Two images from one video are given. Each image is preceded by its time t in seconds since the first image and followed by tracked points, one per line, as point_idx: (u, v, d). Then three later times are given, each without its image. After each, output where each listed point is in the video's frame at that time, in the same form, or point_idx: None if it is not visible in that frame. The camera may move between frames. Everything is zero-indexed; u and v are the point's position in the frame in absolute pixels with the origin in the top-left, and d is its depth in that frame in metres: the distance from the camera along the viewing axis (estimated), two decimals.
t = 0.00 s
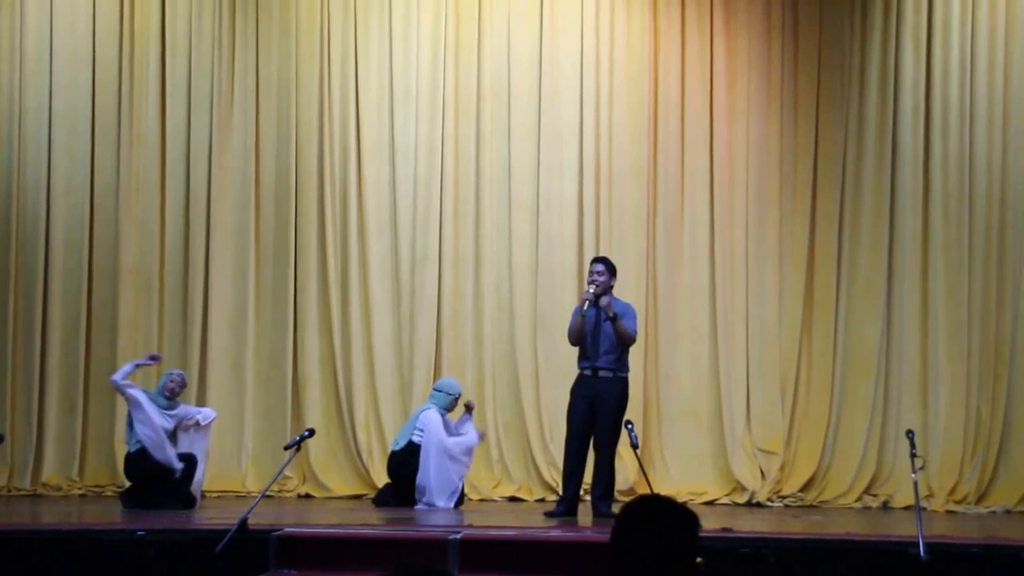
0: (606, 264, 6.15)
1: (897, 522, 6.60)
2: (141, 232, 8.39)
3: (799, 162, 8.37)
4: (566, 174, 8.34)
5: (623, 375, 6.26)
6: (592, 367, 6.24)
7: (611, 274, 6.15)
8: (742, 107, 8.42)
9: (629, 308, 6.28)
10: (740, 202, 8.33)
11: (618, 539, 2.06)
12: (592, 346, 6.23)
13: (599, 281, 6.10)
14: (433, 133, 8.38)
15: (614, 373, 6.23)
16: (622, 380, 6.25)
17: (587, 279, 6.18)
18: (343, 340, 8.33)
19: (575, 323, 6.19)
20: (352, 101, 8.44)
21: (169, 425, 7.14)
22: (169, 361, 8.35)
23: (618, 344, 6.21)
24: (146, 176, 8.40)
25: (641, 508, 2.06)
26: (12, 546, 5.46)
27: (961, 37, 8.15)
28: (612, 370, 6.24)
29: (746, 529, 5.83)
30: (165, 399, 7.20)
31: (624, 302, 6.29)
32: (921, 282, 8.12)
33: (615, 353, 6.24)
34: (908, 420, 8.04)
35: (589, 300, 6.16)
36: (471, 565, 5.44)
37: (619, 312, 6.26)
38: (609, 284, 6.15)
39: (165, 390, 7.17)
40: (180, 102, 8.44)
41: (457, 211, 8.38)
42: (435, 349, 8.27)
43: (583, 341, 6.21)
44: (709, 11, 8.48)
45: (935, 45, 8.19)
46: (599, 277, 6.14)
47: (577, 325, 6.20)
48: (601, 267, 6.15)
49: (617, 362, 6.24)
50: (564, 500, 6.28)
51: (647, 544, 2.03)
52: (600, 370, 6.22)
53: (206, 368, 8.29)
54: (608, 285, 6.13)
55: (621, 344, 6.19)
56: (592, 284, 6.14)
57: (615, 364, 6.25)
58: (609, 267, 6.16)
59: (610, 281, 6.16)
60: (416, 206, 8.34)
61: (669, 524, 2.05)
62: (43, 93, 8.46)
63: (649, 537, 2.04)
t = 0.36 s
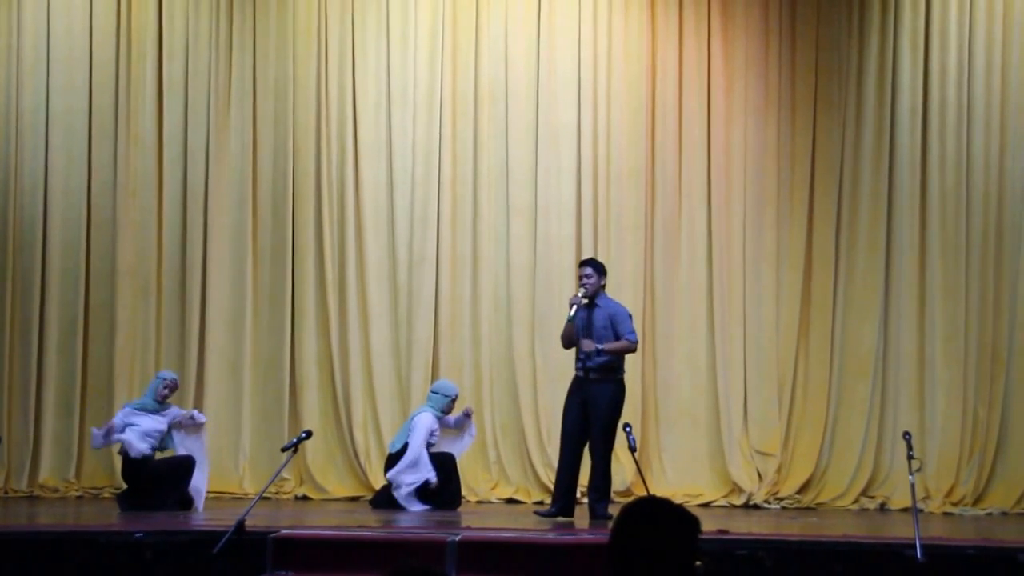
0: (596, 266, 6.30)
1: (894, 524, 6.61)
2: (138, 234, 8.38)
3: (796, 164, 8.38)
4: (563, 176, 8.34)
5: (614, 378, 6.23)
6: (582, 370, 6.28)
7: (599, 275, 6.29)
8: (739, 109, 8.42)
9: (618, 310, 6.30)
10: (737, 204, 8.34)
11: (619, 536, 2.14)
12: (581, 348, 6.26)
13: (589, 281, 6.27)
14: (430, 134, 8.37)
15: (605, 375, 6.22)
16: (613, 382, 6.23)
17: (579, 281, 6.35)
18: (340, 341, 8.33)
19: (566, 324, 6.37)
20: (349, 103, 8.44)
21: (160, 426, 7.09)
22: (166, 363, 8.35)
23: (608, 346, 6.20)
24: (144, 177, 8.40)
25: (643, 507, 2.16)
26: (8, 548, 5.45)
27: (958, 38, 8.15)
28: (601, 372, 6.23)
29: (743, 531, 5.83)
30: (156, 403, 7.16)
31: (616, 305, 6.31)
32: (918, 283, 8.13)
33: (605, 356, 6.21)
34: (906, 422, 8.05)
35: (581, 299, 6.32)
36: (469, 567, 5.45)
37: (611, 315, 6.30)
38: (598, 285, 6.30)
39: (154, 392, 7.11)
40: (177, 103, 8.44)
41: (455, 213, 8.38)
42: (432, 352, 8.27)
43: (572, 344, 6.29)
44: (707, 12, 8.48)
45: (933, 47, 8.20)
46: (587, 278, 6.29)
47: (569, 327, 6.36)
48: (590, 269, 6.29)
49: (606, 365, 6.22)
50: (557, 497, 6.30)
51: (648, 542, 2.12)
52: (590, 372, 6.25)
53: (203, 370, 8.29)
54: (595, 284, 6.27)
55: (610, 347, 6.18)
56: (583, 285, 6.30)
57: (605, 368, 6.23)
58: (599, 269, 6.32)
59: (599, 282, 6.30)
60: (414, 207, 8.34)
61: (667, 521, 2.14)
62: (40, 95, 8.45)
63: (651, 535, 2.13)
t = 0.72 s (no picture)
0: (576, 267, 6.34)
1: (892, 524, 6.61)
2: (136, 235, 8.38)
3: (794, 165, 8.38)
4: (561, 177, 8.33)
5: (601, 378, 6.22)
6: (569, 372, 6.27)
7: (581, 276, 6.32)
8: (737, 110, 8.43)
9: (602, 309, 6.34)
10: (734, 205, 8.34)
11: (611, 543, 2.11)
12: (568, 351, 6.25)
13: (571, 282, 6.29)
14: (428, 135, 8.37)
15: (594, 374, 6.22)
16: (598, 382, 6.21)
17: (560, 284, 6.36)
18: (337, 342, 8.32)
19: (550, 327, 6.42)
20: (347, 104, 8.44)
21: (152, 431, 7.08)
22: (163, 364, 8.34)
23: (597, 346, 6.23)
24: (141, 178, 8.39)
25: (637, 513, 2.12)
26: (5, 548, 5.46)
27: (955, 39, 8.16)
28: (588, 373, 6.23)
29: (741, 532, 5.84)
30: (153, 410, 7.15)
31: (599, 304, 6.35)
32: (916, 284, 8.13)
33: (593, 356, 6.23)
34: (903, 422, 8.05)
35: (564, 301, 6.34)
36: (466, 567, 5.45)
37: (594, 315, 6.33)
38: (580, 286, 6.33)
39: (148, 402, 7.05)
40: (175, 104, 8.43)
41: (453, 214, 8.38)
42: (430, 353, 8.27)
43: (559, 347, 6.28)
44: (705, 13, 8.49)
45: (930, 49, 8.21)
46: (569, 280, 6.31)
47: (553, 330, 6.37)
48: (571, 271, 6.33)
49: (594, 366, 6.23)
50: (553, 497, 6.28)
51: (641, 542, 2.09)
52: (577, 373, 6.24)
53: (200, 371, 8.28)
54: (578, 285, 6.30)
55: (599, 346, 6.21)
56: (565, 286, 6.31)
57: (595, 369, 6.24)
58: (579, 270, 6.35)
59: (581, 283, 6.33)
60: (411, 208, 8.34)
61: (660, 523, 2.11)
62: (38, 96, 8.44)
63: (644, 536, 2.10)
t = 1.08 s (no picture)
0: (555, 269, 6.31)
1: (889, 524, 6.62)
2: (133, 234, 8.37)
3: (791, 165, 8.37)
4: (558, 177, 8.33)
5: (579, 377, 6.23)
6: (548, 372, 6.27)
7: (560, 277, 6.30)
8: (735, 110, 8.43)
9: (582, 311, 6.34)
10: (732, 204, 8.34)
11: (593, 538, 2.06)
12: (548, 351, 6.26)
13: (551, 284, 6.26)
14: (426, 135, 8.37)
15: (573, 374, 6.23)
16: (577, 381, 6.22)
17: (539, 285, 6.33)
18: (335, 342, 8.32)
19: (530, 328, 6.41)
20: (345, 104, 8.43)
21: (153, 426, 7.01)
22: (161, 364, 8.33)
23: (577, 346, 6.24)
24: (139, 177, 8.39)
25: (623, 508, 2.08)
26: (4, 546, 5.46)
27: (953, 41, 8.18)
28: (568, 373, 6.23)
29: (738, 532, 5.84)
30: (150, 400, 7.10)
31: (579, 305, 6.35)
32: (913, 284, 8.15)
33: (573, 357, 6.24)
34: (900, 422, 8.06)
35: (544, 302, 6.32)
36: (464, 567, 5.46)
37: (574, 317, 6.32)
38: (560, 288, 6.31)
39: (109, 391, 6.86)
40: (172, 104, 8.42)
41: (450, 213, 8.37)
42: (428, 352, 8.27)
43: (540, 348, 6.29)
44: (703, 13, 8.49)
45: (927, 50, 8.22)
46: (549, 282, 6.27)
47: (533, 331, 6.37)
48: (551, 272, 6.30)
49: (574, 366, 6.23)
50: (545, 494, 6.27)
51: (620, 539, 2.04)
52: (556, 372, 6.25)
53: (198, 370, 8.28)
54: (558, 287, 6.27)
55: (579, 347, 6.23)
56: (545, 288, 6.28)
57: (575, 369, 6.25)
58: (559, 271, 6.33)
59: (560, 285, 6.30)
60: (409, 208, 8.34)
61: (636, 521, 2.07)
62: (35, 95, 8.43)
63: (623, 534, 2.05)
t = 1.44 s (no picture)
0: (539, 268, 6.38)
1: (887, 522, 6.63)
2: (131, 233, 8.36)
3: (789, 164, 8.37)
4: (556, 174, 8.33)
5: (562, 374, 6.29)
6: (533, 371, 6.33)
7: (544, 276, 6.36)
8: (733, 108, 8.43)
9: (564, 310, 6.40)
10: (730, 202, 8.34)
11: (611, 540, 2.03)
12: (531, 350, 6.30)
13: (535, 283, 6.32)
14: (424, 134, 8.37)
15: (556, 372, 6.29)
16: (560, 379, 6.28)
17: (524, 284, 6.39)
18: (333, 340, 8.32)
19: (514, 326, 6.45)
20: (343, 102, 8.43)
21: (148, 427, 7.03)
22: (158, 362, 8.33)
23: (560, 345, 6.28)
24: (136, 176, 8.38)
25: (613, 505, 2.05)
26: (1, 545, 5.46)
27: (950, 39, 8.19)
28: (552, 371, 6.29)
29: (736, 530, 5.85)
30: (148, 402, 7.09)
31: (562, 304, 6.41)
32: (911, 282, 8.15)
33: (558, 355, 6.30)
34: (898, 420, 8.07)
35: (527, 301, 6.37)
36: (462, 566, 5.46)
37: (557, 316, 6.38)
38: (543, 286, 6.38)
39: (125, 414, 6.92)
40: (170, 102, 8.41)
41: (448, 211, 8.37)
42: (425, 351, 8.27)
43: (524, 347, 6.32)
44: (700, 12, 8.49)
45: (925, 48, 8.23)
46: (533, 280, 6.34)
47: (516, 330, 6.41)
48: (535, 271, 6.37)
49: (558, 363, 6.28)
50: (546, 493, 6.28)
51: (618, 541, 2.02)
52: (540, 371, 6.30)
53: (196, 369, 8.28)
54: (541, 285, 6.32)
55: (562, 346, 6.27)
56: (529, 287, 6.34)
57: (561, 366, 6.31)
58: (543, 271, 6.39)
59: (544, 283, 6.37)
60: (407, 205, 8.34)
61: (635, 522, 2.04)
62: (32, 93, 8.42)
63: (621, 537, 2.03)
